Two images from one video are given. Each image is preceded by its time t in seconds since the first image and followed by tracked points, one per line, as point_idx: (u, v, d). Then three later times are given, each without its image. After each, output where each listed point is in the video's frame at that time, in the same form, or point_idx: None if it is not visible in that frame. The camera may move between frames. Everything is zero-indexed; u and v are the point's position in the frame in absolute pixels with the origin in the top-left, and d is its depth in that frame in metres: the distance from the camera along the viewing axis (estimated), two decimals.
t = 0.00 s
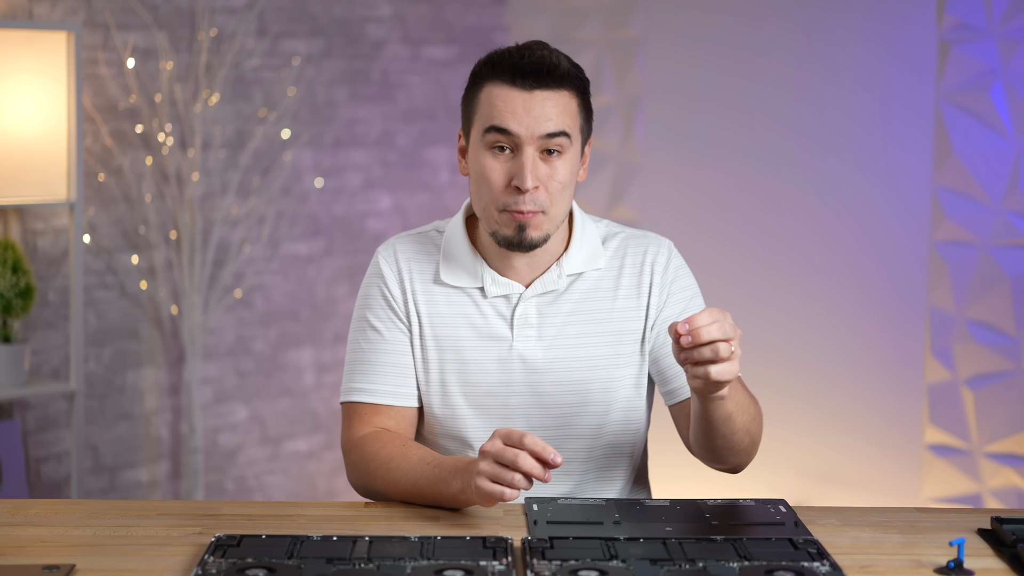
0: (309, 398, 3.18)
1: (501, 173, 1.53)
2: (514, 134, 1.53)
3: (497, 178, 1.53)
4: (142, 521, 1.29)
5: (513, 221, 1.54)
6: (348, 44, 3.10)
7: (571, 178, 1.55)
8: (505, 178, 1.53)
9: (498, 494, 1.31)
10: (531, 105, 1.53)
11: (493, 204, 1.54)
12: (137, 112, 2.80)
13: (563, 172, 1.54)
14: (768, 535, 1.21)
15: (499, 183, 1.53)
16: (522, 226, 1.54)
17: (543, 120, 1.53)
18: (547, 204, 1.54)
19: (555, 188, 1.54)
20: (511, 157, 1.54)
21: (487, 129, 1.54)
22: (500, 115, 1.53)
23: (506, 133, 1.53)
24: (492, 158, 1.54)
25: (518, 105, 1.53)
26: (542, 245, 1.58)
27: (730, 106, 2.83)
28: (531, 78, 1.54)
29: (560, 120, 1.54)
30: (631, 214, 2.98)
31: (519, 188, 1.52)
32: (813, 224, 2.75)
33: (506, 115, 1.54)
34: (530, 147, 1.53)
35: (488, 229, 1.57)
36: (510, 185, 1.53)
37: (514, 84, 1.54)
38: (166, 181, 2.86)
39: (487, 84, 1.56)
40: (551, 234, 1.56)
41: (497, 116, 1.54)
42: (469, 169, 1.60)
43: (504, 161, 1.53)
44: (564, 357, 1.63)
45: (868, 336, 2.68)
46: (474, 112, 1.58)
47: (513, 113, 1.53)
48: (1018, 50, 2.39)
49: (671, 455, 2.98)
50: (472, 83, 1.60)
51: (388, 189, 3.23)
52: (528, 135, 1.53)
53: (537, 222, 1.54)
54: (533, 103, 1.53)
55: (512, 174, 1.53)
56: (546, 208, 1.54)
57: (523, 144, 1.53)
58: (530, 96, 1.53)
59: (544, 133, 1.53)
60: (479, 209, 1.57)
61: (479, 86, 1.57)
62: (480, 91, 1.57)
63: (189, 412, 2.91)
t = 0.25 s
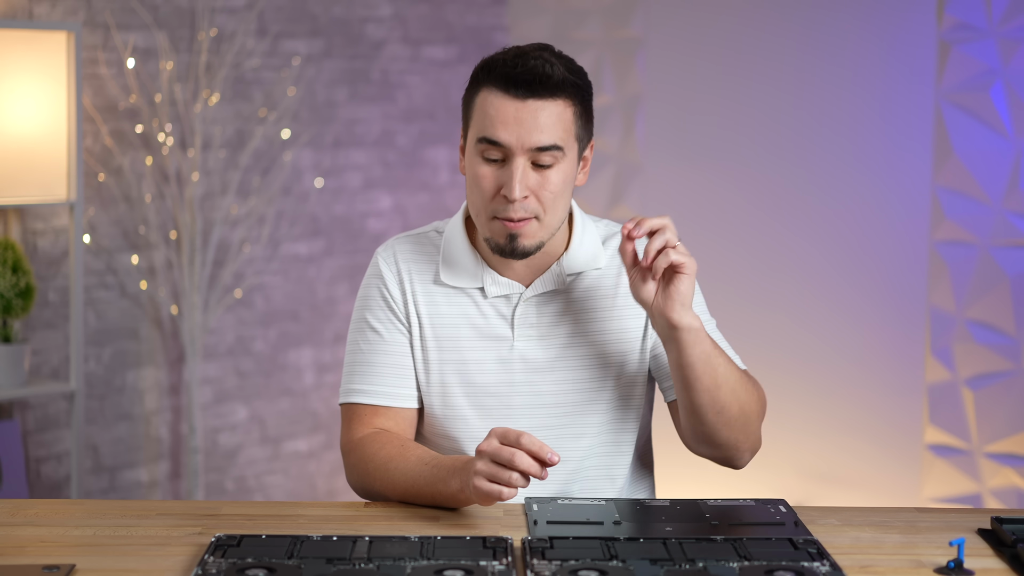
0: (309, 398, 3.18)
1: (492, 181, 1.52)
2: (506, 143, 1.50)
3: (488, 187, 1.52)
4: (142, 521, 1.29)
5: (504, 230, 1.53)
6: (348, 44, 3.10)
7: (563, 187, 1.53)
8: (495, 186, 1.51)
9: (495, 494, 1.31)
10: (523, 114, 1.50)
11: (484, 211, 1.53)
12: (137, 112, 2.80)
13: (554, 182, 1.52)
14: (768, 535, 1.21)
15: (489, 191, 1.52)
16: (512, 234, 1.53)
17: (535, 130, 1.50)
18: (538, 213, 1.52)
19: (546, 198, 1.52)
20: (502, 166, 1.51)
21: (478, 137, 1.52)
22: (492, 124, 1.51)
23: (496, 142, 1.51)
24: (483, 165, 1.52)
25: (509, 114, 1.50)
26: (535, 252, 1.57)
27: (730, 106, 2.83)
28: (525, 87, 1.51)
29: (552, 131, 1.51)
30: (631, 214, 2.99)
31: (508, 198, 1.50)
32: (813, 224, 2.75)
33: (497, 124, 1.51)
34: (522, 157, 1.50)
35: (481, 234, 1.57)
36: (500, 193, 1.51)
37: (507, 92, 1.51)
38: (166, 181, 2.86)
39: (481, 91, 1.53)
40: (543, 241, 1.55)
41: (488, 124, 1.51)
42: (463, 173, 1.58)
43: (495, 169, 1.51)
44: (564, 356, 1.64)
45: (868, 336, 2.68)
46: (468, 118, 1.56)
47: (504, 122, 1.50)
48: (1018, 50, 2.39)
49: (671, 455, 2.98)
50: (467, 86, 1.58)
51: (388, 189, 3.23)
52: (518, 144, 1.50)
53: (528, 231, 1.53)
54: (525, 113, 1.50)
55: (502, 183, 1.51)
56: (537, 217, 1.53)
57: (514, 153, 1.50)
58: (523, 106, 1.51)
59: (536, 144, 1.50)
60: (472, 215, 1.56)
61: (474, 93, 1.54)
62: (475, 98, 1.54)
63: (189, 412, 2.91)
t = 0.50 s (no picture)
0: (309, 398, 3.18)
1: (486, 215, 1.52)
2: (497, 183, 1.49)
3: (481, 221, 1.52)
4: (142, 521, 1.29)
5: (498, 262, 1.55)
6: (348, 44, 3.10)
7: (557, 220, 1.53)
8: (489, 221, 1.52)
9: (496, 497, 1.31)
10: (515, 155, 1.48)
11: (479, 241, 1.55)
12: (137, 112, 2.80)
13: (548, 216, 1.52)
14: (768, 535, 1.21)
15: (483, 225, 1.52)
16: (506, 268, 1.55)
17: (529, 170, 1.48)
18: (531, 247, 1.53)
19: (539, 233, 1.52)
20: (495, 202, 1.51)
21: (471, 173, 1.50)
22: (483, 163, 1.48)
23: (489, 180, 1.49)
24: (477, 199, 1.52)
25: (502, 154, 1.48)
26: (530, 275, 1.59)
27: (730, 106, 2.83)
28: (518, 126, 1.48)
29: (547, 170, 1.49)
30: (631, 214, 2.98)
31: (501, 236, 1.51)
32: (812, 224, 2.75)
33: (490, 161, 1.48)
34: (513, 197, 1.49)
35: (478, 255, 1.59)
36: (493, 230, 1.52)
37: (500, 130, 1.48)
38: (166, 181, 2.86)
39: (474, 123, 1.50)
40: (537, 268, 1.58)
41: (481, 162, 1.48)
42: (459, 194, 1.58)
43: (488, 205, 1.51)
44: (562, 362, 1.64)
45: (868, 336, 2.68)
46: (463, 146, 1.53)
47: (497, 161, 1.48)
48: (1018, 50, 2.39)
49: (671, 455, 2.98)
50: (462, 111, 1.54)
51: (388, 189, 3.22)
52: (511, 183, 1.48)
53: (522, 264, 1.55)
54: (518, 153, 1.48)
55: (495, 221, 1.51)
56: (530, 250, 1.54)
57: (506, 193, 1.49)
58: (517, 144, 1.48)
59: (528, 185, 1.49)
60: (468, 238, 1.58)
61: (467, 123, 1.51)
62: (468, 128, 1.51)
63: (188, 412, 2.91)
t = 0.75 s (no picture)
0: (309, 398, 3.17)
1: (494, 196, 1.51)
2: (506, 160, 1.49)
3: (490, 201, 1.51)
4: (142, 521, 1.29)
5: (505, 244, 1.53)
6: (348, 44, 3.10)
7: (565, 200, 1.53)
8: (497, 200, 1.51)
9: (472, 488, 1.31)
10: (524, 131, 1.48)
11: (486, 224, 1.53)
12: (137, 112, 2.80)
13: (555, 196, 1.51)
14: (768, 535, 1.21)
15: (491, 205, 1.51)
16: (514, 250, 1.53)
17: (537, 147, 1.49)
18: (539, 227, 1.52)
19: (546, 212, 1.52)
20: (503, 181, 1.51)
21: (479, 152, 1.50)
22: (492, 141, 1.49)
23: (498, 158, 1.49)
24: (484, 179, 1.51)
25: (511, 131, 1.48)
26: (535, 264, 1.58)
27: (730, 106, 2.83)
28: (526, 103, 1.49)
29: (555, 147, 1.49)
30: (631, 214, 2.98)
31: (510, 214, 1.50)
32: (812, 224, 2.75)
33: (499, 139, 1.49)
34: (522, 173, 1.49)
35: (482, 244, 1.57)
36: (502, 209, 1.51)
37: (508, 106, 1.49)
38: (166, 181, 2.86)
39: (482, 104, 1.51)
40: (543, 253, 1.56)
41: (490, 141, 1.49)
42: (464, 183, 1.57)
43: (496, 184, 1.51)
44: (564, 359, 1.64)
45: (868, 336, 2.68)
46: (469, 130, 1.54)
47: (505, 139, 1.48)
48: (1018, 50, 2.39)
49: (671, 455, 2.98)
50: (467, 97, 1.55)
51: (388, 189, 3.22)
52: (519, 161, 1.49)
53: (529, 245, 1.54)
54: (527, 129, 1.48)
55: (504, 199, 1.50)
56: (538, 230, 1.53)
57: (515, 169, 1.49)
58: (525, 122, 1.48)
59: (536, 161, 1.49)
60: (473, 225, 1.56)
61: (475, 104, 1.52)
62: (476, 110, 1.52)
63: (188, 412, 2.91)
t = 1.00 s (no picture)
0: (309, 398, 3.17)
1: (525, 194, 1.52)
2: (539, 157, 1.50)
3: (522, 200, 1.52)
4: (142, 521, 1.29)
5: (535, 241, 1.54)
6: (348, 44, 3.10)
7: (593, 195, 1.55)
8: (528, 199, 1.52)
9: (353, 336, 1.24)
10: (556, 128, 1.50)
11: (516, 223, 1.54)
12: (137, 112, 2.80)
13: (585, 192, 1.53)
14: (768, 535, 1.21)
15: (523, 204, 1.52)
16: (543, 246, 1.54)
17: (569, 143, 1.50)
18: (569, 223, 1.54)
19: (577, 208, 1.53)
20: (536, 179, 1.52)
21: (511, 151, 1.52)
22: (525, 139, 1.50)
23: (530, 155, 1.50)
24: (515, 178, 1.52)
25: (544, 128, 1.50)
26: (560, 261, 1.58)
27: (730, 106, 2.83)
28: (558, 100, 1.50)
29: (585, 143, 1.51)
30: (631, 214, 3.00)
31: (543, 211, 1.51)
32: (812, 224, 2.75)
33: (531, 137, 1.51)
34: (555, 170, 1.51)
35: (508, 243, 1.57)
36: (534, 206, 1.52)
37: (540, 104, 1.50)
38: (166, 181, 2.86)
39: (512, 103, 1.52)
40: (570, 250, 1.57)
41: (522, 139, 1.51)
42: (488, 182, 1.58)
43: (528, 182, 1.52)
44: (570, 354, 1.64)
45: (867, 335, 2.68)
46: (496, 129, 1.55)
47: (538, 137, 1.50)
48: (1018, 50, 2.38)
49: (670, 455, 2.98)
50: (492, 95, 1.56)
51: (388, 189, 3.22)
52: (552, 158, 1.50)
53: (557, 242, 1.55)
54: (559, 127, 1.50)
55: (537, 196, 1.51)
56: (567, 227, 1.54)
57: (548, 167, 1.51)
58: (557, 120, 1.50)
59: (569, 158, 1.50)
60: (499, 224, 1.56)
61: (504, 103, 1.53)
62: (505, 109, 1.53)
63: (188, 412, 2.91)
